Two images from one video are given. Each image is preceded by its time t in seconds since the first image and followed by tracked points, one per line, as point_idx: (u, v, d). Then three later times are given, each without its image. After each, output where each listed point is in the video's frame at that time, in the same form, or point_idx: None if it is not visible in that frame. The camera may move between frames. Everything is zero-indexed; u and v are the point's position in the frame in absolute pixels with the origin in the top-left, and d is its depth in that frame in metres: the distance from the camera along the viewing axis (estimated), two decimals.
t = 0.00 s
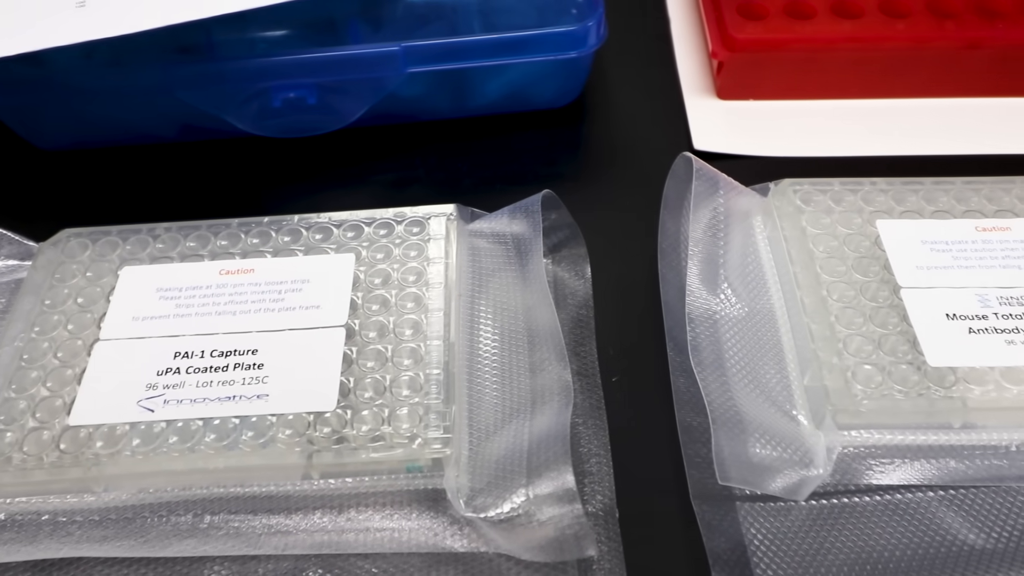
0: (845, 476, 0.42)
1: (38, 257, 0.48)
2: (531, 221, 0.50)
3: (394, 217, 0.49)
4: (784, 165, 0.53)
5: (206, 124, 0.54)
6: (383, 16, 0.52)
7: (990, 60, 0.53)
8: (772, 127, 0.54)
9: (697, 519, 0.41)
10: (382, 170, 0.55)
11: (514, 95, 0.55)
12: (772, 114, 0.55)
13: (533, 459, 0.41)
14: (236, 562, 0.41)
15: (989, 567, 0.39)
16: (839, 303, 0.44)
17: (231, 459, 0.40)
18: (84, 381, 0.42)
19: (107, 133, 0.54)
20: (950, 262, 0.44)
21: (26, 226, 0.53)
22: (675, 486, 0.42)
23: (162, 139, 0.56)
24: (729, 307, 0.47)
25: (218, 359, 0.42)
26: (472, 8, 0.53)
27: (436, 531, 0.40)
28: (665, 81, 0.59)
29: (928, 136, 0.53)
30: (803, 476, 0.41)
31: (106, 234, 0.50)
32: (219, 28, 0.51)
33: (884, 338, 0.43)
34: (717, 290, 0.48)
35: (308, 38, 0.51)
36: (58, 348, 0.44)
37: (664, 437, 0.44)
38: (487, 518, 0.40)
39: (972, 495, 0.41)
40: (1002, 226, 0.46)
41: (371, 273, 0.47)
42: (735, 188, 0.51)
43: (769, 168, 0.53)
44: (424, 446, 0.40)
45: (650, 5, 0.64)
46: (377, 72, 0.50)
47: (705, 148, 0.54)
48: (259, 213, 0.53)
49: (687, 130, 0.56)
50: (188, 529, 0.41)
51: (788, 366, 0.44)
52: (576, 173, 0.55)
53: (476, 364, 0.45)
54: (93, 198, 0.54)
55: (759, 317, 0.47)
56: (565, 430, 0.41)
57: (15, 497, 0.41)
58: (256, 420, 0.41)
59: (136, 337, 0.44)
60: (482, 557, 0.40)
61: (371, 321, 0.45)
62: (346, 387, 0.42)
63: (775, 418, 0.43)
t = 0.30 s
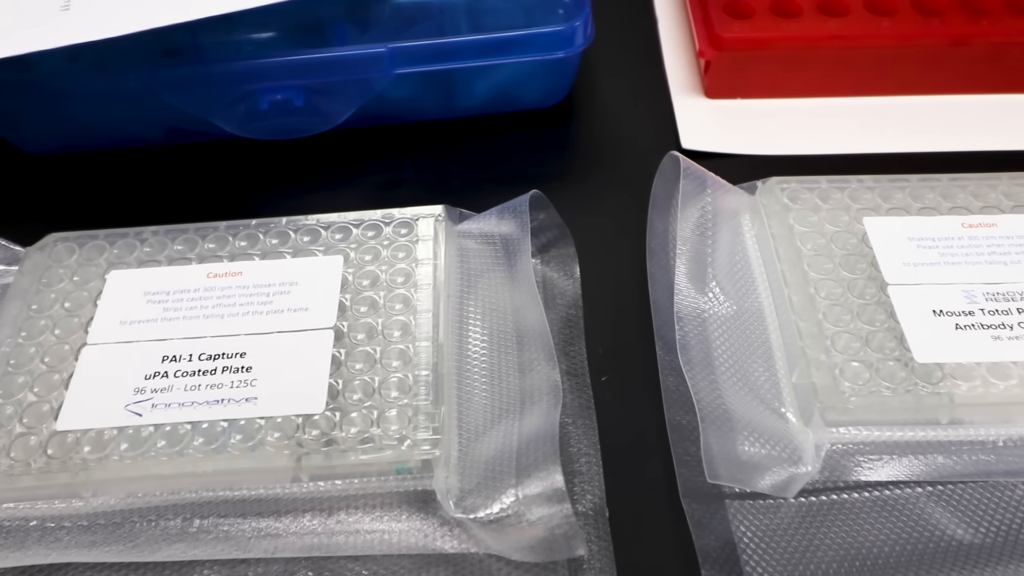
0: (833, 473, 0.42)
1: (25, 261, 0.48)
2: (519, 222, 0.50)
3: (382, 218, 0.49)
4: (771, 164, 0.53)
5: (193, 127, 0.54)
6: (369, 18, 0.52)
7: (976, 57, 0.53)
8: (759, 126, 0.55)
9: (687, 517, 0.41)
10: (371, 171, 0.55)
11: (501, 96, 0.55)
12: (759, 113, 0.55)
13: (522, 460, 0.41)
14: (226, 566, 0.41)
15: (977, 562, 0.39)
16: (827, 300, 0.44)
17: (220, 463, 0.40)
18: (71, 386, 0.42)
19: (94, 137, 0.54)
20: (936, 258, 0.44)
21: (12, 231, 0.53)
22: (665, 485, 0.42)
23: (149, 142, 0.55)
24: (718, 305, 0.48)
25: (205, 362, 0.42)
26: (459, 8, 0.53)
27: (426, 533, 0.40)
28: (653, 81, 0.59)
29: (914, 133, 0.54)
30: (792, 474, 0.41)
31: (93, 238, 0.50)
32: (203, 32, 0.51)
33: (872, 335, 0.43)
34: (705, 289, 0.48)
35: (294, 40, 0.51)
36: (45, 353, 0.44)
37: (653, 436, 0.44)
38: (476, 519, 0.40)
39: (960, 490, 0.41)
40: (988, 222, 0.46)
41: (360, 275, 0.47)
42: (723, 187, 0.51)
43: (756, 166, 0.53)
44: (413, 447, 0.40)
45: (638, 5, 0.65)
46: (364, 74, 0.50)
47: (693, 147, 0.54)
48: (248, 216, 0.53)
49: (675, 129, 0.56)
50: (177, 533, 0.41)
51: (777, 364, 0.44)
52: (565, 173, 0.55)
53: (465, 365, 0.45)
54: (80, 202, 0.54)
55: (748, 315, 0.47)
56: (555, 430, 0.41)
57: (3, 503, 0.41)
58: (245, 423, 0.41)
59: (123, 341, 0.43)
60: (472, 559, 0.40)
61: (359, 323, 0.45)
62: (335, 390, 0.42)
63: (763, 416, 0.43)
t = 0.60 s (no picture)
0: (821, 469, 0.42)
1: (9, 267, 0.48)
2: (506, 222, 0.50)
3: (368, 220, 0.49)
4: (757, 162, 0.53)
5: (179, 130, 0.54)
6: (355, 19, 0.52)
7: (959, 54, 0.54)
8: (745, 124, 0.55)
9: (675, 515, 0.41)
10: (357, 173, 0.55)
11: (488, 96, 0.55)
12: (745, 111, 0.55)
13: (510, 460, 0.41)
14: (214, 571, 0.41)
15: (963, 555, 0.39)
16: (812, 298, 0.44)
17: (207, 467, 0.40)
18: (56, 391, 0.42)
19: (79, 141, 0.54)
20: (921, 255, 0.45)
21: None
22: (653, 483, 0.43)
23: (135, 146, 0.55)
24: (704, 304, 0.48)
25: (191, 366, 0.42)
26: (444, 9, 0.53)
27: (414, 534, 0.40)
28: (639, 80, 0.59)
29: (898, 130, 0.54)
30: (779, 471, 0.41)
31: (78, 242, 0.49)
32: (189, 35, 0.50)
33: (857, 331, 0.43)
34: (692, 287, 0.48)
35: (280, 43, 0.51)
36: (29, 359, 0.44)
37: (641, 434, 0.44)
38: (464, 519, 0.40)
39: (947, 485, 0.42)
40: (971, 218, 0.46)
41: (346, 277, 0.47)
42: (709, 185, 0.51)
43: (742, 165, 0.53)
44: (400, 449, 0.40)
45: (624, 4, 0.65)
46: (349, 76, 0.50)
47: (679, 146, 0.54)
48: (234, 219, 0.53)
49: (661, 128, 0.56)
50: (164, 538, 0.41)
51: (763, 361, 0.44)
52: (552, 173, 0.55)
53: (453, 366, 0.45)
54: (66, 207, 0.54)
55: (734, 312, 0.47)
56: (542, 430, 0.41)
57: None
58: (231, 427, 0.41)
59: (109, 345, 0.43)
60: (461, 559, 0.40)
61: (346, 325, 0.45)
62: (322, 392, 0.42)
63: (750, 413, 0.43)
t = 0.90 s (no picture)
0: (811, 466, 0.42)
1: None
2: (495, 222, 0.50)
3: (357, 221, 0.49)
4: (745, 161, 0.53)
5: (168, 133, 0.54)
6: (343, 20, 0.52)
7: (946, 51, 0.54)
8: (733, 122, 0.55)
9: (665, 514, 0.41)
10: (346, 174, 0.55)
11: (477, 96, 0.55)
12: (733, 110, 0.56)
13: (500, 460, 0.41)
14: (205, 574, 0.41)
15: (952, 551, 0.39)
16: (801, 295, 0.44)
17: (196, 470, 0.40)
18: (45, 396, 0.42)
19: (68, 145, 0.54)
20: (909, 252, 0.45)
21: None
22: (643, 482, 0.43)
23: (123, 149, 0.55)
24: (693, 302, 0.48)
25: (180, 369, 0.42)
26: (433, 10, 0.53)
27: (405, 535, 0.40)
28: (628, 79, 0.59)
29: (886, 128, 0.54)
30: (769, 468, 0.41)
31: (66, 246, 0.49)
32: (176, 37, 0.50)
33: (846, 329, 0.43)
34: (681, 286, 0.48)
35: (269, 45, 0.51)
36: (18, 363, 0.44)
37: (632, 433, 0.44)
38: (455, 520, 0.40)
39: (936, 481, 0.42)
40: (958, 215, 0.46)
41: (335, 279, 0.47)
42: (697, 184, 0.51)
43: (730, 163, 0.53)
44: (390, 451, 0.40)
45: (612, 4, 0.65)
46: (338, 77, 0.50)
47: (667, 145, 0.54)
48: (223, 221, 0.53)
49: (650, 128, 0.56)
50: (155, 542, 0.40)
51: (753, 359, 0.45)
52: (541, 173, 0.55)
53: (443, 366, 0.45)
54: (55, 211, 0.53)
55: (724, 311, 0.47)
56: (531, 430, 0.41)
57: None
58: (221, 430, 0.41)
59: (97, 349, 0.43)
60: (452, 560, 0.40)
61: (335, 327, 0.45)
62: (311, 395, 0.42)
63: (740, 411, 0.43)
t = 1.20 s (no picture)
0: (799, 464, 0.42)
1: None
2: (482, 223, 0.50)
3: (345, 224, 0.49)
4: (732, 160, 0.54)
5: (155, 137, 0.54)
6: (330, 22, 0.52)
7: (930, 49, 0.54)
8: (720, 121, 0.55)
9: (654, 512, 0.41)
10: (334, 176, 0.55)
11: (465, 97, 0.55)
12: (720, 109, 0.56)
13: (488, 461, 0.41)
14: None
15: (940, 546, 0.39)
16: (789, 293, 0.45)
17: (184, 474, 0.40)
18: (31, 402, 0.42)
19: (54, 149, 0.54)
20: (896, 249, 0.45)
21: None
22: (633, 481, 0.43)
23: (110, 153, 0.55)
24: (682, 301, 0.48)
25: (168, 374, 0.42)
26: (419, 11, 0.53)
27: (395, 537, 0.40)
28: (616, 79, 0.60)
29: (871, 126, 0.54)
30: (756, 466, 0.41)
31: (53, 251, 0.49)
32: (161, 39, 0.50)
33: (833, 326, 0.43)
34: (670, 285, 0.48)
35: (255, 48, 0.50)
36: (4, 369, 0.44)
37: (620, 433, 0.44)
38: (444, 521, 0.40)
39: (924, 477, 0.42)
40: (944, 212, 0.47)
41: (323, 281, 0.47)
42: (684, 184, 0.52)
43: (717, 163, 0.53)
44: (379, 453, 0.40)
45: (599, 4, 0.65)
46: (325, 79, 0.50)
47: (654, 145, 0.54)
48: (211, 225, 0.53)
49: (638, 127, 0.56)
50: (142, 547, 0.40)
51: (741, 358, 0.45)
52: (529, 174, 0.55)
53: (432, 368, 0.45)
54: (41, 216, 0.53)
55: (712, 310, 0.47)
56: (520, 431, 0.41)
57: None
58: (208, 434, 0.41)
59: (84, 354, 0.43)
60: (442, 561, 0.40)
61: (323, 330, 0.44)
62: (299, 397, 0.42)
63: (729, 410, 0.43)
